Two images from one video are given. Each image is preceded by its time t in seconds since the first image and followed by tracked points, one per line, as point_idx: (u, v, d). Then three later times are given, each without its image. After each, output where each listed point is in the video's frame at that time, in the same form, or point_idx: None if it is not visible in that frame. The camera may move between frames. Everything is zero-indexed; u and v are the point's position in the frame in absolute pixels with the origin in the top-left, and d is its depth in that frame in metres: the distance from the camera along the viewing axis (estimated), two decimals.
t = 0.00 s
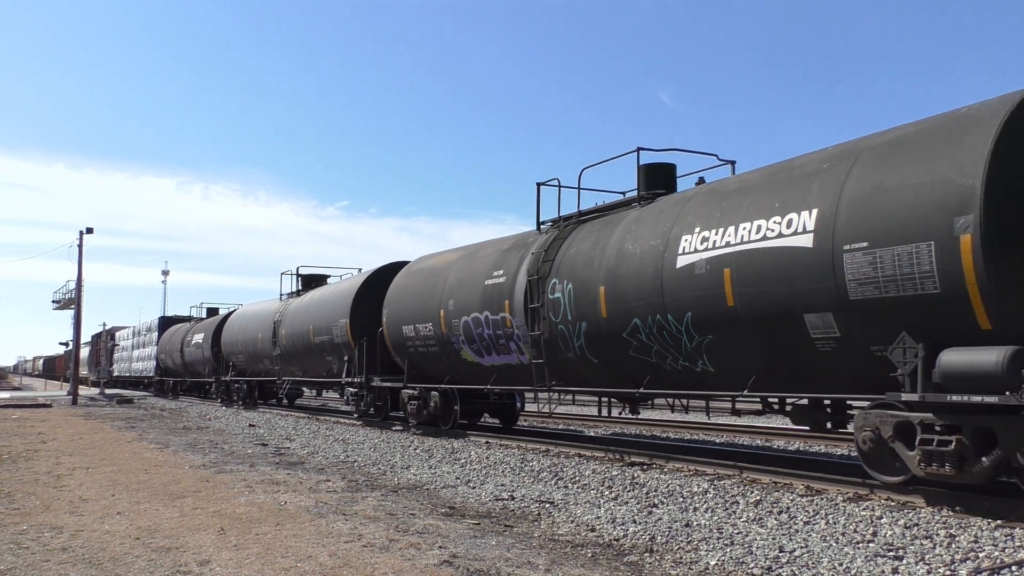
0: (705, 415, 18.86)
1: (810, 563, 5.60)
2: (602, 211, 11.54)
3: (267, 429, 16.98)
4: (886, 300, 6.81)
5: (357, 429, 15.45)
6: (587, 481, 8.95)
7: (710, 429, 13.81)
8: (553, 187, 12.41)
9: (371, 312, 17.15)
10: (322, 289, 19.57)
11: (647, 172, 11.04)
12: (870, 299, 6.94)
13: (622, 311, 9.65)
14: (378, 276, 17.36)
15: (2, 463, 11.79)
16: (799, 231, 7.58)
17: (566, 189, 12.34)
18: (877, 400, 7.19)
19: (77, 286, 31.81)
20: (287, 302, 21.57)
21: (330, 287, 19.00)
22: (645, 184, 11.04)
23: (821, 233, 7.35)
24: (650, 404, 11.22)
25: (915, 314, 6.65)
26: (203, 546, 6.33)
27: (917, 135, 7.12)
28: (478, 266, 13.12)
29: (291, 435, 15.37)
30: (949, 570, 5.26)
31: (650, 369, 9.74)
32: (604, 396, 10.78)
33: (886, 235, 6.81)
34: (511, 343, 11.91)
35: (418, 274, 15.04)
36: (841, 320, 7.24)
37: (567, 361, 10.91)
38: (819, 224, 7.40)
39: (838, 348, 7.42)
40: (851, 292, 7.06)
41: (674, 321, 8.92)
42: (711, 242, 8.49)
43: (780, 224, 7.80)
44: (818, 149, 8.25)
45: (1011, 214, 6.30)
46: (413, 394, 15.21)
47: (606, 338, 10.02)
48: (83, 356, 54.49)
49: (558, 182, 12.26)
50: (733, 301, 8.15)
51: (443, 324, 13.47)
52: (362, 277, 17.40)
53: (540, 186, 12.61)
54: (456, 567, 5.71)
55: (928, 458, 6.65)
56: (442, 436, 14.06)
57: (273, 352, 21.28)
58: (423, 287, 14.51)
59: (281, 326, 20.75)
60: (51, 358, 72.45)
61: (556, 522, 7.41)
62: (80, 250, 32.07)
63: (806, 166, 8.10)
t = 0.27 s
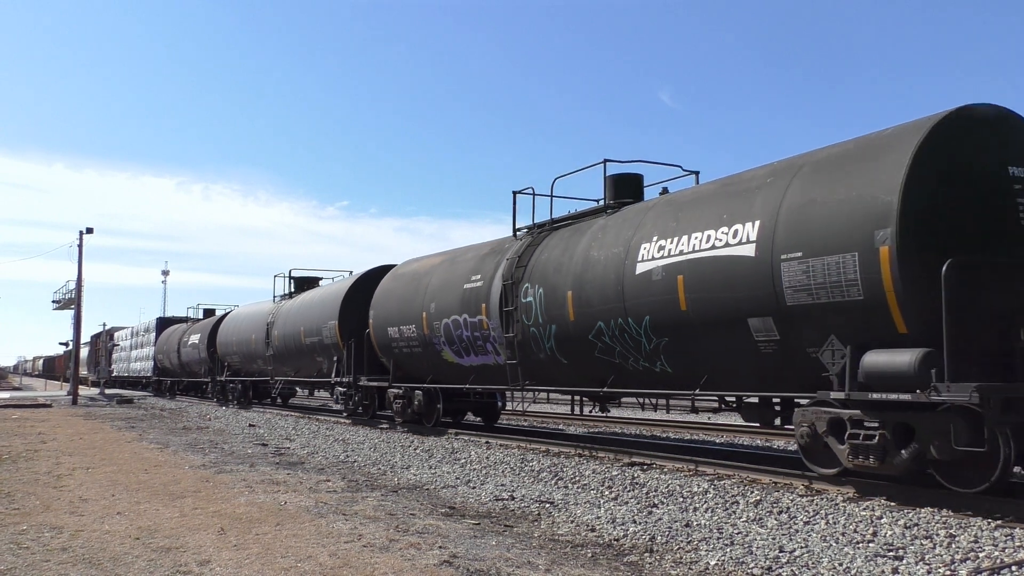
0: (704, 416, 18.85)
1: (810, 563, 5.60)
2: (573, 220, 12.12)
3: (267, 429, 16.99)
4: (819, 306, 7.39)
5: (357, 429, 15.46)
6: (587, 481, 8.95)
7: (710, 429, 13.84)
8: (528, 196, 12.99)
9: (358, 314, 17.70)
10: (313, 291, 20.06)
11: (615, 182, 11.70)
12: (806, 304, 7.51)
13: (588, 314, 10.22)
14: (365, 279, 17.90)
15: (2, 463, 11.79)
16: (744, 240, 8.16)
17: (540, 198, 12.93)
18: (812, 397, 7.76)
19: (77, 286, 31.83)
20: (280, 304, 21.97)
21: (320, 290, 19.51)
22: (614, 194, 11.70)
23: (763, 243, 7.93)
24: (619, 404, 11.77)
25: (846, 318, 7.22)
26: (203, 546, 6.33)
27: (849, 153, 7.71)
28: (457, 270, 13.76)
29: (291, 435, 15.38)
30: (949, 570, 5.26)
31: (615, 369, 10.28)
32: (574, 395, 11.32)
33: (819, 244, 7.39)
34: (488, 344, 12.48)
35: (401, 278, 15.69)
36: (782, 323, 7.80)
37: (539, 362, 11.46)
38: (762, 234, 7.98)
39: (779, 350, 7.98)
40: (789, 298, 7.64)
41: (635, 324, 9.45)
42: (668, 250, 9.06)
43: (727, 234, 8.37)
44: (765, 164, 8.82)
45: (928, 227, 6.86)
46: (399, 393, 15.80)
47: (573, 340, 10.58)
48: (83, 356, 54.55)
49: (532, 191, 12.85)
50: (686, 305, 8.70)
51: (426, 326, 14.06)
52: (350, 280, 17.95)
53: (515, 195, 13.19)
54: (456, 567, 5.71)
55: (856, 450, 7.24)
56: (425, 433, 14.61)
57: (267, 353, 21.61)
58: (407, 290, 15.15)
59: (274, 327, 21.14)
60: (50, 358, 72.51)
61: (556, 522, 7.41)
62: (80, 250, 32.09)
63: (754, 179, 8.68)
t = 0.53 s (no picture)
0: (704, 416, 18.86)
1: (810, 563, 5.60)
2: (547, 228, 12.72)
3: (267, 429, 16.99)
4: (760, 311, 7.99)
5: (357, 429, 15.45)
6: (587, 481, 8.95)
7: (710, 428, 13.85)
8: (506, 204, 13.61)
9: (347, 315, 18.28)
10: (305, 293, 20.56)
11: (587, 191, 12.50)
12: (749, 309, 8.10)
13: (557, 317, 10.79)
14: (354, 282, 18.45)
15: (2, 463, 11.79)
16: (697, 249, 8.75)
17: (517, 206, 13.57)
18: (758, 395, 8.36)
19: (77, 287, 31.85)
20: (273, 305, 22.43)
21: (311, 292, 20.01)
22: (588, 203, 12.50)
23: (712, 252, 8.53)
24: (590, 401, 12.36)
25: (784, 322, 7.81)
26: (203, 546, 6.33)
27: (789, 168, 8.33)
28: (439, 274, 14.37)
29: (291, 435, 15.38)
30: (949, 570, 5.26)
31: (583, 370, 10.83)
32: (547, 394, 11.91)
33: (760, 253, 7.99)
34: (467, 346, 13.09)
35: (386, 282, 16.29)
36: (730, 326, 8.38)
37: (514, 363, 12.03)
38: (711, 243, 8.58)
39: (728, 351, 8.56)
40: (735, 303, 8.23)
41: (600, 326, 10.01)
42: (629, 257, 9.65)
43: (681, 243, 8.98)
44: (718, 177, 9.42)
45: (854, 239, 7.48)
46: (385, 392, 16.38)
47: (543, 341, 11.17)
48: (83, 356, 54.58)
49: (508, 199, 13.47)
50: (645, 309, 9.28)
51: (409, 328, 14.66)
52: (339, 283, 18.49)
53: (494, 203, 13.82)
54: (456, 567, 5.71)
55: (794, 445, 7.85)
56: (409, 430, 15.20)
57: (261, 353, 22.02)
58: (391, 295, 15.75)
59: (267, 328, 21.62)
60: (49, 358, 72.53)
61: (556, 522, 7.41)
62: (80, 249, 32.10)
63: (707, 191, 9.28)
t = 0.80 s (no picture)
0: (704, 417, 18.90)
1: (810, 563, 5.60)
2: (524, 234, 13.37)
3: (267, 429, 16.99)
4: (709, 315, 8.65)
5: (357, 429, 15.46)
6: (587, 481, 8.95)
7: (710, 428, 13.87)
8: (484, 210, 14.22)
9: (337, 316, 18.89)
10: (297, 295, 21.11)
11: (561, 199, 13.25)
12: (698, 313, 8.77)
13: (530, 319, 11.46)
14: (344, 284, 19.10)
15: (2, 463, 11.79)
16: (653, 256, 9.44)
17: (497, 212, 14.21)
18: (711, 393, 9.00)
19: (77, 287, 31.85)
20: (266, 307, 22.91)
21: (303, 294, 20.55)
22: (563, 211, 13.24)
23: (667, 260, 9.20)
24: (566, 400, 12.90)
25: (730, 325, 8.46)
26: (203, 546, 6.33)
27: (736, 182, 8.99)
28: (422, 278, 15.03)
29: (291, 435, 15.38)
30: (950, 570, 5.26)
31: (554, 370, 11.45)
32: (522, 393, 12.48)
33: (708, 261, 8.64)
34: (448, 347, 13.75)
35: (373, 285, 16.94)
36: (683, 329, 9.03)
37: (492, 363, 12.67)
38: (667, 251, 9.25)
39: (683, 352, 9.20)
40: (687, 307, 8.88)
41: (569, 329, 10.66)
42: (594, 264, 10.33)
43: (641, 251, 9.66)
44: (678, 189, 10.07)
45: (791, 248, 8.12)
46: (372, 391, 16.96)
47: (519, 342, 11.82)
48: (82, 356, 54.61)
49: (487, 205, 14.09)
50: (609, 312, 9.95)
51: (395, 329, 15.32)
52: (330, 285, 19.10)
53: (472, 208, 14.46)
54: (456, 567, 5.71)
55: (742, 440, 8.42)
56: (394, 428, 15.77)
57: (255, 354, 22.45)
58: (378, 297, 16.40)
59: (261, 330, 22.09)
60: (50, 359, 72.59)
61: (556, 522, 7.42)
62: (80, 250, 32.13)
63: (667, 203, 9.92)
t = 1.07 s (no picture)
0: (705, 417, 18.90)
1: (810, 563, 5.59)
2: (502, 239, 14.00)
3: (267, 429, 16.97)
4: (663, 317, 9.25)
5: (357, 429, 15.44)
6: (587, 481, 8.94)
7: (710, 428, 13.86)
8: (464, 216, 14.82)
9: (327, 318, 19.50)
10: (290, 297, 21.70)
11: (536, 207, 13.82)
12: (654, 316, 9.38)
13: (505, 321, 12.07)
14: (334, 287, 19.69)
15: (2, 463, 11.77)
16: (616, 262, 10.04)
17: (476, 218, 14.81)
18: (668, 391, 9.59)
19: (76, 288, 31.85)
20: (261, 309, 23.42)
21: (295, 297, 21.13)
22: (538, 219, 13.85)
23: (628, 266, 9.81)
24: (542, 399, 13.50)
25: (684, 328, 9.07)
26: (203, 546, 6.32)
27: (692, 193, 9.61)
28: (406, 281, 15.64)
29: (291, 435, 15.36)
30: (950, 570, 5.25)
31: (528, 369, 12.06)
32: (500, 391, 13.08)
33: (663, 268, 9.26)
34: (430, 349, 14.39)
35: (361, 287, 17.57)
36: (643, 331, 9.62)
37: (471, 363, 13.28)
38: (627, 257, 9.86)
39: (643, 353, 9.81)
40: (645, 310, 9.47)
41: (540, 330, 11.25)
42: (563, 269, 10.92)
43: (605, 257, 10.25)
44: (641, 197, 10.70)
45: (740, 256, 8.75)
46: (360, 390, 17.60)
47: (495, 343, 12.41)
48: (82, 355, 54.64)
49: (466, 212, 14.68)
50: (576, 315, 10.55)
51: (381, 331, 15.94)
52: (320, 288, 19.69)
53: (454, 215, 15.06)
54: (456, 567, 5.70)
55: (695, 435, 8.99)
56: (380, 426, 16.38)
57: (250, 354, 22.97)
58: (366, 299, 17.03)
59: (255, 331, 22.63)
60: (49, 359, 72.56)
61: (556, 522, 7.41)
62: (80, 250, 32.15)
63: (631, 211, 10.55)
